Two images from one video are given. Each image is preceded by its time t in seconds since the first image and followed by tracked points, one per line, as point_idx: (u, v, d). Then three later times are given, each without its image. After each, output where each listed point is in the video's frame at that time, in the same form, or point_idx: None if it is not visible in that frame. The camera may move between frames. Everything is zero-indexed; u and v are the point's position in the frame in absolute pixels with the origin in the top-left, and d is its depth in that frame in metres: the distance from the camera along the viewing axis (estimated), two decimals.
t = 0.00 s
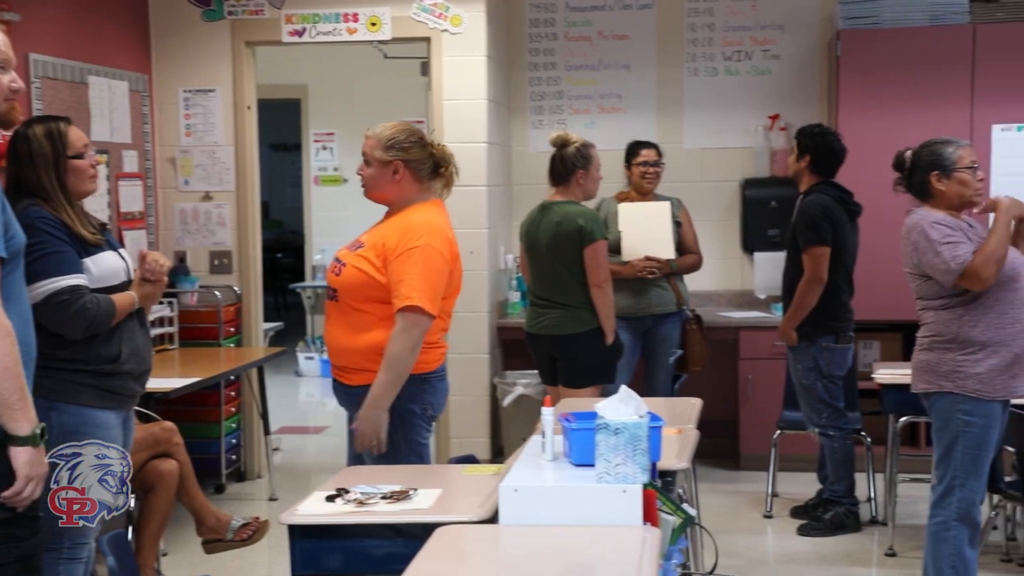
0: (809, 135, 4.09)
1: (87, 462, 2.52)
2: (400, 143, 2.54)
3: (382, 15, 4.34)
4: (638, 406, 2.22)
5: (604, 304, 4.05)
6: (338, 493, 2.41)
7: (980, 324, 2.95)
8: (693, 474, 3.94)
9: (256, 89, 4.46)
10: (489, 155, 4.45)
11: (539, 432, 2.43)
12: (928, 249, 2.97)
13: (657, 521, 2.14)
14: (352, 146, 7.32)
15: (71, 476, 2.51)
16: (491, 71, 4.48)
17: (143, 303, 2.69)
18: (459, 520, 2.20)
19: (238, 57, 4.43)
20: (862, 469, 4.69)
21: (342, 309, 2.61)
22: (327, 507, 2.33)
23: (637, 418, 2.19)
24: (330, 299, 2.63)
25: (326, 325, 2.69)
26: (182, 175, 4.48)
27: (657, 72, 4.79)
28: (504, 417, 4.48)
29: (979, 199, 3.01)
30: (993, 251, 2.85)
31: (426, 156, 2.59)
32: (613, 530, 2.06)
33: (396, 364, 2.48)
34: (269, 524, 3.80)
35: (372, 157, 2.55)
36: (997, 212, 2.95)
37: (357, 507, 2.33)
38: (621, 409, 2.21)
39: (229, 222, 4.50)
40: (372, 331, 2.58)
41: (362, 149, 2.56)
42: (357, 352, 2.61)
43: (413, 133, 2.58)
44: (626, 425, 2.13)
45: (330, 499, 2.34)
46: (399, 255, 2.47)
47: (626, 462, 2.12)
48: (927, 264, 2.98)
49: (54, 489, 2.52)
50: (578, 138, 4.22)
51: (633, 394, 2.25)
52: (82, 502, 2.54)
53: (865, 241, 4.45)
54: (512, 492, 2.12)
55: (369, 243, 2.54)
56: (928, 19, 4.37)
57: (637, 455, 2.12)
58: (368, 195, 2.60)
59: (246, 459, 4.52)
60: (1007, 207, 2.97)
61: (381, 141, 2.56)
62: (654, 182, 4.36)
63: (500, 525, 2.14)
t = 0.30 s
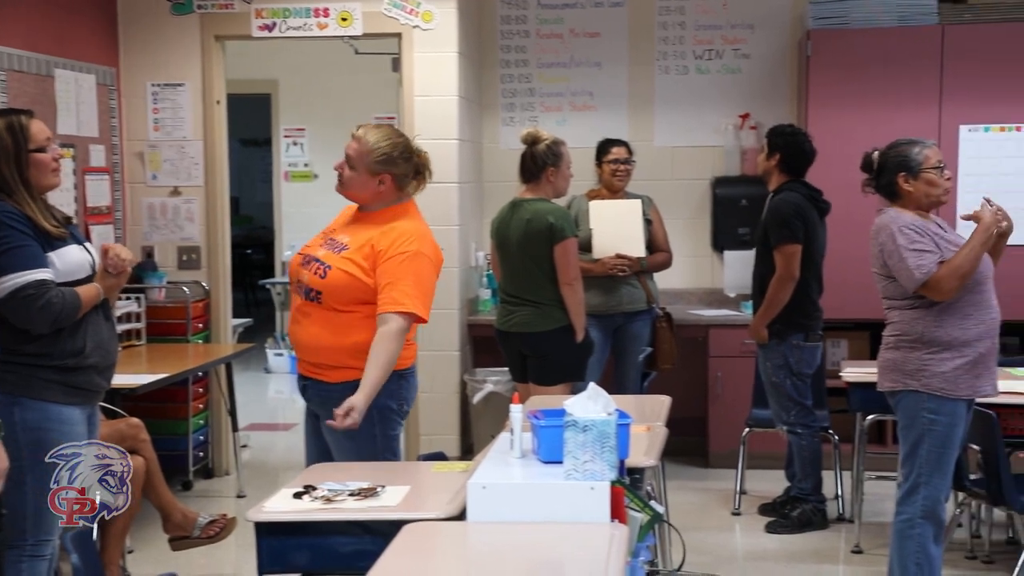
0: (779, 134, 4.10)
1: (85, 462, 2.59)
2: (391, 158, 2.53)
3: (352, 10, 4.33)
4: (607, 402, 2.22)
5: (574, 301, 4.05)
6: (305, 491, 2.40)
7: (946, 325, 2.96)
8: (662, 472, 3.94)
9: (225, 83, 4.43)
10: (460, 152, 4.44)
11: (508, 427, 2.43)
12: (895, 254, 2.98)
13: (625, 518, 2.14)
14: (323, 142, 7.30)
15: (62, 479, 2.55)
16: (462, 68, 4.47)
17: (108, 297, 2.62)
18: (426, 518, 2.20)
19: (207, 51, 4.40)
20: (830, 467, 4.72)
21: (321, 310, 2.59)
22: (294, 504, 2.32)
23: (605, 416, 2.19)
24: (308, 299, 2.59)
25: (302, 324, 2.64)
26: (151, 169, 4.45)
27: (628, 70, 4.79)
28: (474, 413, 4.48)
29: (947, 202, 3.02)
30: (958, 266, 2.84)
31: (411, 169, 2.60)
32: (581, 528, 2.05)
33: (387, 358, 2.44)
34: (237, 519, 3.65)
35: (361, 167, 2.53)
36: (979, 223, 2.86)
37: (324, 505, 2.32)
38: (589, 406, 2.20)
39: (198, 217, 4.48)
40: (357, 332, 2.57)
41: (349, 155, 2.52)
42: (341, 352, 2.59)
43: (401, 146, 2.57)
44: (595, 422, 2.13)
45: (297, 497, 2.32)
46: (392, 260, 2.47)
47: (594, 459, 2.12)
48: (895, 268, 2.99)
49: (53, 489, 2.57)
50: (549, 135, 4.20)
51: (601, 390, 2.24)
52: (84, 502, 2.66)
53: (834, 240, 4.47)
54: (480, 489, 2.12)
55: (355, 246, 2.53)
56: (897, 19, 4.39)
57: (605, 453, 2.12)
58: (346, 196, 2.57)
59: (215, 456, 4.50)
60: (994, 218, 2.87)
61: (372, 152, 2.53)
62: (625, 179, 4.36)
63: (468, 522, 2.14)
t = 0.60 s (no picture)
0: (752, 134, 4.12)
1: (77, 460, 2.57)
2: (377, 168, 2.53)
3: (325, 8, 4.30)
4: (578, 402, 2.22)
5: (546, 300, 4.04)
6: (276, 490, 2.38)
7: (912, 325, 2.98)
8: (633, 470, 3.95)
9: (196, 81, 4.41)
10: (433, 151, 4.44)
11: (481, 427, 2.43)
12: (867, 253, 3.00)
13: (595, 516, 2.13)
14: (295, 140, 7.27)
15: (71, 476, 2.38)
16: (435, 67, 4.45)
17: (75, 295, 2.60)
18: (396, 518, 2.18)
19: (178, 49, 4.37)
20: (800, 465, 4.74)
21: (303, 313, 2.57)
22: (263, 504, 2.30)
23: (576, 415, 2.19)
24: (289, 301, 2.57)
25: (279, 326, 2.61)
26: (121, 167, 4.42)
27: (601, 69, 4.80)
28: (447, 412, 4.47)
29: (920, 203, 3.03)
30: (928, 270, 2.86)
31: (392, 177, 2.60)
32: (551, 526, 2.05)
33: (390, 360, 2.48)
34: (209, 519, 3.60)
35: (346, 175, 2.51)
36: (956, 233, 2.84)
37: (294, 504, 2.30)
38: (560, 405, 2.20)
39: (168, 215, 4.45)
40: (340, 335, 2.56)
41: (334, 162, 2.50)
42: (323, 354, 2.58)
43: (383, 154, 2.57)
44: (566, 421, 2.14)
45: (267, 497, 2.30)
46: (383, 265, 2.48)
47: (565, 458, 2.13)
48: (866, 266, 3.01)
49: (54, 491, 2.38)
50: (521, 133, 4.16)
51: (573, 390, 2.25)
52: (85, 501, 2.38)
53: (805, 238, 4.50)
54: (451, 488, 2.11)
55: (341, 250, 2.52)
56: (868, 20, 4.42)
57: (576, 451, 2.13)
58: (325, 201, 2.54)
59: (185, 456, 4.47)
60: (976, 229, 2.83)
61: (357, 160, 2.51)
62: (597, 178, 4.36)
63: (439, 521, 2.13)
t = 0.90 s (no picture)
0: (712, 135, 4.14)
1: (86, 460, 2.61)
2: (339, 160, 2.52)
3: (286, 8, 4.28)
4: (539, 402, 2.23)
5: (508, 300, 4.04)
6: (236, 492, 2.36)
7: (870, 324, 3.00)
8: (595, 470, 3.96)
9: (157, 80, 4.38)
10: (396, 151, 4.43)
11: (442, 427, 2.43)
12: (826, 251, 3.02)
13: (557, 516, 2.14)
14: (258, 141, 7.25)
15: (72, 476, 2.65)
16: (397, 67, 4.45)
17: (30, 297, 2.58)
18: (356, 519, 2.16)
19: (138, 49, 4.35)
20: (762, 463, 4.78)
21: (268, 313, 2.54)
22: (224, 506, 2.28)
23: (538, 415, 2.20)
24: (255, 302, 2.54)
25: (243, 327, 2.58)
26: (80, 168, 4.38)
27: (564, 70, 4.81)
28: (411, 413, 4.46)
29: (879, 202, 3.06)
30: (886, 270, 2.89)
31: (352, 173, 2.59)
32: (513, 527, 2.05)
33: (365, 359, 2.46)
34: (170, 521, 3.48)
35: (306, 168, 2.49)
36: (914, 235, 2.87)
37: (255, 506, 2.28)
38: (522, 406, 2.21)
39: (129, 216, 4.42)
40: (307, 334, 2.55)
41: (294, 156, 2.49)
42: (290, 355, 2.56)
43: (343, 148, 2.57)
44: (528, 422, 2.14)
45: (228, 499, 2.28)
46: (350, 263, 2.48)
47: (526, 458, 2.13)
48: (825, 264, 3.03)
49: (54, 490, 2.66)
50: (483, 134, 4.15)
51: (534, 391, 2.26)
52: (86, 501, 2.63)
53: (767, 238, 4.53)
54: (412, 490, 2.10)
55: (306, 249, 2.51)
56: (827, 21, 4.46)
57: (537, 452, 2.13)
58: (285, 197, 2.51)
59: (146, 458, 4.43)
60: (932, 231, 2.87)
61: (318, 153, 2.51)
62: (559, 179, 4.37)
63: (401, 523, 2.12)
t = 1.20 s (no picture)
0: (675, 137, 4.16)
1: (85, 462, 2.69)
2: (286, 142, 2.53)
3: (249, 8, 4.26)
4: (502, 405, 2.22)
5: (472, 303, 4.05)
6: (196, 496, 2.34)
7: (829, 326, 3.03)
8: (557, 472, 3.97)
9: (118, 81, 4.35)
10: (360, 153, 4.42)
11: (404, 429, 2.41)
12: (788, 254, 3.03)
13: (520, 519, 2.12)
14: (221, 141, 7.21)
15: (71, 477, 2.76)
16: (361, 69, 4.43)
17: None
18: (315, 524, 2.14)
19: (98, 50, 4.32)
20: (724, 465, 4.81)
21: (224, 312, 2.50)
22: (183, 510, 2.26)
23: (500, 418, 2.19)
24: (210, 299, 2.50)
25: (199, 327, 2.54)
26: (40, 168, 4.35)
27: (528, 73, 4.82)
28: (374, 415, 4.45)
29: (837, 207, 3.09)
30: (852, 275, 2.91)
31: (299, 162, 2.60)
32: (475, 531, 2.03)
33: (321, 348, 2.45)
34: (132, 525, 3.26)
35: (255, 151, 2.50)
36: (877, 246, 2.93)
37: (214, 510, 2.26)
38: (484, 408, 2.20)
39: (89, 217, 4.39)
40: (266, 332, 2.52)
41: (242, 140, 2.50)
42: (248, 355, 2.52)
43: (290, 133, 2.58)
44: (490, 424, 2.12)
45: (187, 504, 2.26)
46: (308, 255, 2.47)
47: (489, 461, 2.10)
48: (787, 266, 3.04)
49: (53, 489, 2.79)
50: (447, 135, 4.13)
51: (496, 394, 2.25)
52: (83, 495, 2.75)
53: (731, 242, 4.56)
54: (373, 493, 2.08)
55: (260, 242, 2.48)
56: (789, 26, 4.48)
57: (500, 454, 2.11)
58: (235, 185, 2.51)
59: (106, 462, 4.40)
60: (893, 244, 2.94)
61: (264, 135, 2.52)
62: (521, 181, 4.38)
63: (362, 527, 2.10)
